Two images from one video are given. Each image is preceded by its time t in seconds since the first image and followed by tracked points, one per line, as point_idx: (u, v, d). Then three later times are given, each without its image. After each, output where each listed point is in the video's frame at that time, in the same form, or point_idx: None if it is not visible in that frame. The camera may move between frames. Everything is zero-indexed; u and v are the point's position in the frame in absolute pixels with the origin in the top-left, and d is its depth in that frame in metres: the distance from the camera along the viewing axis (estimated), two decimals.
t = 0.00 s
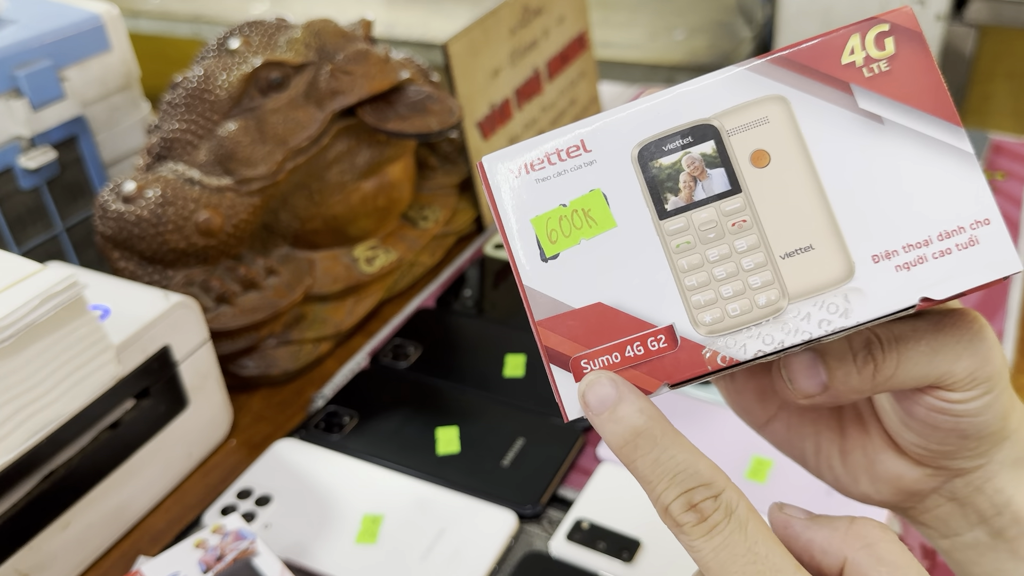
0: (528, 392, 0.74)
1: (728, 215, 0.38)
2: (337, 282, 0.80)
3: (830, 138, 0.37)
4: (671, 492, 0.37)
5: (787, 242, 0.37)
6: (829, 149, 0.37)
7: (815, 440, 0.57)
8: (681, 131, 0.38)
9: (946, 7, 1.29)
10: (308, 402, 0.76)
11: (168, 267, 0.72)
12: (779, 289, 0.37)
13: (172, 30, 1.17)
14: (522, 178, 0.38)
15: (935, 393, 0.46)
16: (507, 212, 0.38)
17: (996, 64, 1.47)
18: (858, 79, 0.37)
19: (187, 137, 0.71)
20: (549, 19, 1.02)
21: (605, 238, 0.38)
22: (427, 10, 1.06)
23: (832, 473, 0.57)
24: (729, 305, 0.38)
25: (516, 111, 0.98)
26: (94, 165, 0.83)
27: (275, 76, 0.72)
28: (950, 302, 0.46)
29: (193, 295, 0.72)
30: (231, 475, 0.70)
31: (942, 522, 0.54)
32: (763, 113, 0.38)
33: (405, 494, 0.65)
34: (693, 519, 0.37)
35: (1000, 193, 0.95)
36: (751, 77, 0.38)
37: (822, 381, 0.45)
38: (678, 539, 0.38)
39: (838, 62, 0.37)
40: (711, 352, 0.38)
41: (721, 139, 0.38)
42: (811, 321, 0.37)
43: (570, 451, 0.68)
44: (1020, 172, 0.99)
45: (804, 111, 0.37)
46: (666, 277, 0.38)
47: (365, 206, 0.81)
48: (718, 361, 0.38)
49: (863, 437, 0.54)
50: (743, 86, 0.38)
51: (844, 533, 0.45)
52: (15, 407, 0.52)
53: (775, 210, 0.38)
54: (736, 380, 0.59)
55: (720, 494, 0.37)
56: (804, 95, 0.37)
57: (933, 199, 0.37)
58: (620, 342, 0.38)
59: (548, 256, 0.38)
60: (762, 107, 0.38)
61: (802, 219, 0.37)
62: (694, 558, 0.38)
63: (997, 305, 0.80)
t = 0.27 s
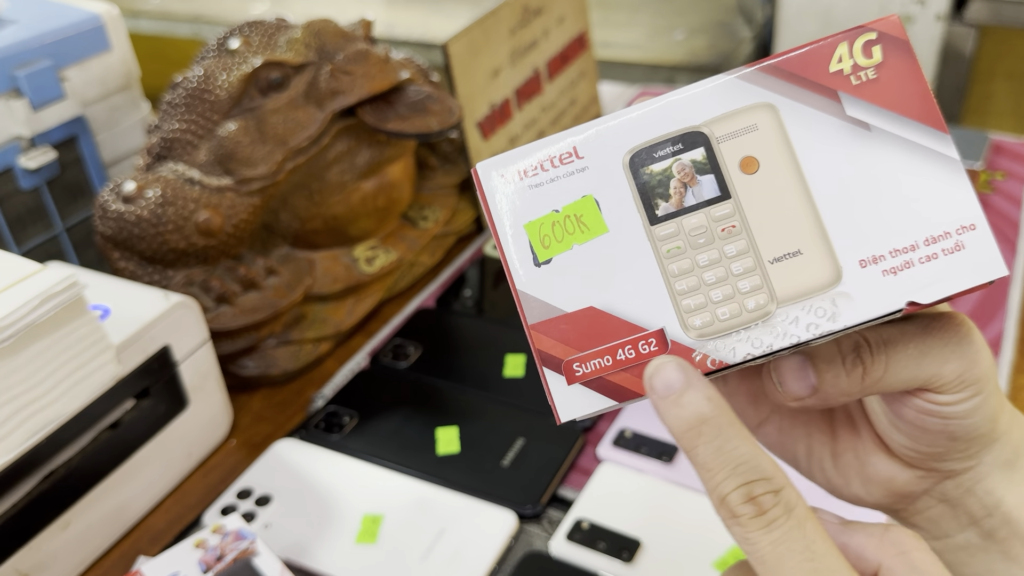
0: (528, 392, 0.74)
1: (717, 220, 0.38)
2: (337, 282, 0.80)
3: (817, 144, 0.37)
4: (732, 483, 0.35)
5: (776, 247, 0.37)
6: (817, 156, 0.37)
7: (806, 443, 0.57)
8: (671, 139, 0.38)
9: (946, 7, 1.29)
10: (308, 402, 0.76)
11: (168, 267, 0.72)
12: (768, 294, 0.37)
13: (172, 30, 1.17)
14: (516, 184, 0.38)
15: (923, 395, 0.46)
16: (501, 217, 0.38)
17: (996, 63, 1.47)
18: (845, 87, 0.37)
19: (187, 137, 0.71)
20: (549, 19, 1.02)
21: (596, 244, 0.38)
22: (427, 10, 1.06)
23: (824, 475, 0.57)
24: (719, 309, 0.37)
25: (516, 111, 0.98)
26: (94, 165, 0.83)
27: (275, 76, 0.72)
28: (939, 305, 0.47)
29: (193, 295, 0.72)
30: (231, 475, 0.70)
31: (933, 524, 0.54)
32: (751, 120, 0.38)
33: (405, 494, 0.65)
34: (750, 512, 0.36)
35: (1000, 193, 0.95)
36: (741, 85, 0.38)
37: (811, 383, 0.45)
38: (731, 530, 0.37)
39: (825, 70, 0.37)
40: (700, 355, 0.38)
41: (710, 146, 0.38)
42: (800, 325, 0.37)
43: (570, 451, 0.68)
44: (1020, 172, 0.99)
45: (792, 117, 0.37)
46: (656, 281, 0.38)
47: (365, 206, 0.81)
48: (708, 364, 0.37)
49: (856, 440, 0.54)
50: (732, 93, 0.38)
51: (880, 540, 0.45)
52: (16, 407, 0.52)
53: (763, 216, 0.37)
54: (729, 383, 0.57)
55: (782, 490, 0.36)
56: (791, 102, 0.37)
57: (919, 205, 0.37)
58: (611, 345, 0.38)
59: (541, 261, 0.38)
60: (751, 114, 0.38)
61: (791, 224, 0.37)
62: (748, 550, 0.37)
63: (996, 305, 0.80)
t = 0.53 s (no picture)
0: (528, 392, 0.74)
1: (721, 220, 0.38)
2: (337, 282, 0.80)
3: (821, 143, 0.37)
4: (676, 499, 0.36)
5: (779, 247, 0.37)
6: (820, 154, 0.37)
7: (808, 442, 0.57)
8: (674, 138, 0.38)
9: (946, 7, 1.29)
10: (308, 402, 0.76)
11: (168, 267, 0.72)
12: (771, 293, 0.37)
13: (172, 30, 1.17)
14: (519, 183, 0.38)
15: (925, 395, 0.46)
16: (503, 216, 0.38)
17: (995, 63, 1.47)
18: (848, 87, 0.37)
19: (187, 137, 0.71)
20: (549, 19, 1.02)
21: (599, 243, 0.38)
22: (427, 10, 1.06)
23: (824, 475, 0.57)
24: (722, 308, 0.37)
25: (516, 111, 0.98)
26: (94, 165, 0.83)
27: (275, 76, 0.72)
28: (941, 305, 0.47)
29: (193, 295, 0.72)
30: (231, 475, 0.70)
31: (934, 524, 0.54)
32: (754, 120, 0.38)
33: (405, 494, 0.65)
34: (697, 524, 0.37)
35: (1000, 193, 0.95)
36: (745, 85, 0.38)
37: (813, 383, 0.45)
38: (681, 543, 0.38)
39: (828, 70, 0.37)
40: (704, 355, 0.38)
41: (714, 145, 0.38)
42: (803, 324, 0.37)
43: (570, 451, 0.68)
44: (1020, 172, 0.99)
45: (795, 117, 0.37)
46: (660, 280, 0.38)
47: (365, 206, 0.81)
48: (711, 364, 0.38)
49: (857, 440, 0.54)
50: (735, 93, 0.38)
51: (841, 538, 0.45)
52: (15, 407, 0.52)
53: (767, 215, 0.38)
54: (729, 383, 0.58)
55: (723, 499, 0.37)
56: (794, 102, 0.37)
57: (922, 204, 0.37)
58: (614, 344, 0.38)
59: (544, 260, 0.38)
60: (754, 114, 0.38)
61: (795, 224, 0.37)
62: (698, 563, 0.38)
63: (996, 305, 0.80)
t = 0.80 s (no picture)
0: (528, 392, 0.74)
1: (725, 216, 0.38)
2: (337, 282, 0.80)
3: (826, 140, 0.37)
4: (743, 459, 0.34)
5: (784, 243, 0.37)
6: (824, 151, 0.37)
7: (812, 438, 0.57)
8: (679, 134, 0.38)
9: (946, 7, 1.29)
10: (307, 402, 0.76)
11: (167, 267, 0.72)
12: (775, 290, 0.37)
13: (172, 30, 1.17)
14: (523, 178, 0.38)
15: (929, 393, 0.47)
16: (508, 213, 0.38)
17: (996, 64, 1.47)
18: (854, 83, 0.37)
19: (187, 137, 0.71)
20: (549, 19, 1.02)
21: (603, 238, 0.38)
22: (427, 10, 1.06)
23: (829, 472, 0.57)
24: (726, 305, 0.37)
25: (516, 111, 0.98)
26: (94, 165, 0.83)
27: (275, 76, 0.72)
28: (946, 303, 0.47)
29: (193, 295, 0.72)
30: (231, 475, 0.70)
31: (938, 522, 0.54)
32: (759, 116, 0.38)
33: (405, 494, 0.65)
34: (765, 489, 0.35)
35: (1000, 193, 0.95)
36: (750, 81, 0.38)
37: (817, 379, 0.45)
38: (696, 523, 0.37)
39: (834, 66, 0.37)
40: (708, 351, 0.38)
41: (719, 141, 0.38)
42: (807, 321, 0.37)
43: (570, 450, 0.68)
44: (1020, 172, 0.99)
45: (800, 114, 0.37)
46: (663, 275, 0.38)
47: (365, 206, 0.81)
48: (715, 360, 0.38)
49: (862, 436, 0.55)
50: (739, 89, 0.38)
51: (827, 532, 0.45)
52: (15, 407, 0.52)
53: (771, 212, 0.38)
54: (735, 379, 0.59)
55: (796, 470, 0.35)
56: (799, 98, 0.37)
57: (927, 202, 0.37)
58: (618, 340, 0.38)
59: (548, 256, 0.38)
60: (759, 111, 0.38)
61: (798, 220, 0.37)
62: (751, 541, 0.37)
63: (997, 305, 0.80)
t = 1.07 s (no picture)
0: (528, 392, 0.74)
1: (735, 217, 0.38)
2: (337, 282, 0.80)
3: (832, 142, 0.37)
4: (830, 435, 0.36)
5: (793, 246, 0.37)
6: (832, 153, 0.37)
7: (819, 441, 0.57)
8: (688, 137, 0.38)
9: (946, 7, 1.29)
10: (308, 402, 0.76)
11: (168, 267, 0.72)
12: (785, 292, 0.37)
13: (172, 30, 1.17)
14: (531, 181, 0.38)
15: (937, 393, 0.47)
16: (516, 215, 0.38)
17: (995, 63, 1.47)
18: (863, 86, 0.38)
19: (187, 137, 0.71)
20: (549, 19, 1.02)
21: (612, 241, 0.38)
22: (427, 10, 1.06)
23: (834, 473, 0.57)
24: (735, 308, 0.38)
25: (516, 111, 0.98)
26: (94, 165, 0.83)
27: (275, 76, 0.72)
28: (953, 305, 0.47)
29: (193, 295, 0.72)
30: (231, 475, 0.70)
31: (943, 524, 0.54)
32: (769, 119, 0.38)
33: (405, 494, 0.65)
34: (844, 467, 0.36)
35: (1000, 193, 0.95)
36: (759, 84, 0.38)
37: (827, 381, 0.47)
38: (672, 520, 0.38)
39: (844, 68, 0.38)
40: (717, 354, 0.38)
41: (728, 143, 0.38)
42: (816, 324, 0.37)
43: (570, 451, 0.68)
44: (1020, 172, 0.99)
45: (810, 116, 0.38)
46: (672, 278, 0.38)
47: (365, 206, 0.81)
48: (724, 363, 0.38)
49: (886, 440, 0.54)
50: (748, 92, 0.38)
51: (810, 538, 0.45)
52: (15, 407, 0.53)
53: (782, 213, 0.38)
54: (741, 381, 0.58)
55: (878, 454, 0.36)
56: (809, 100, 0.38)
57: (935, 203, 0.37)
58: (627, 343, 0.38)
59: (557, 259, 0.38)
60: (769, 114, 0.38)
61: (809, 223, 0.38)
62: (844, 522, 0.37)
63: (997, 306, 0.80)
